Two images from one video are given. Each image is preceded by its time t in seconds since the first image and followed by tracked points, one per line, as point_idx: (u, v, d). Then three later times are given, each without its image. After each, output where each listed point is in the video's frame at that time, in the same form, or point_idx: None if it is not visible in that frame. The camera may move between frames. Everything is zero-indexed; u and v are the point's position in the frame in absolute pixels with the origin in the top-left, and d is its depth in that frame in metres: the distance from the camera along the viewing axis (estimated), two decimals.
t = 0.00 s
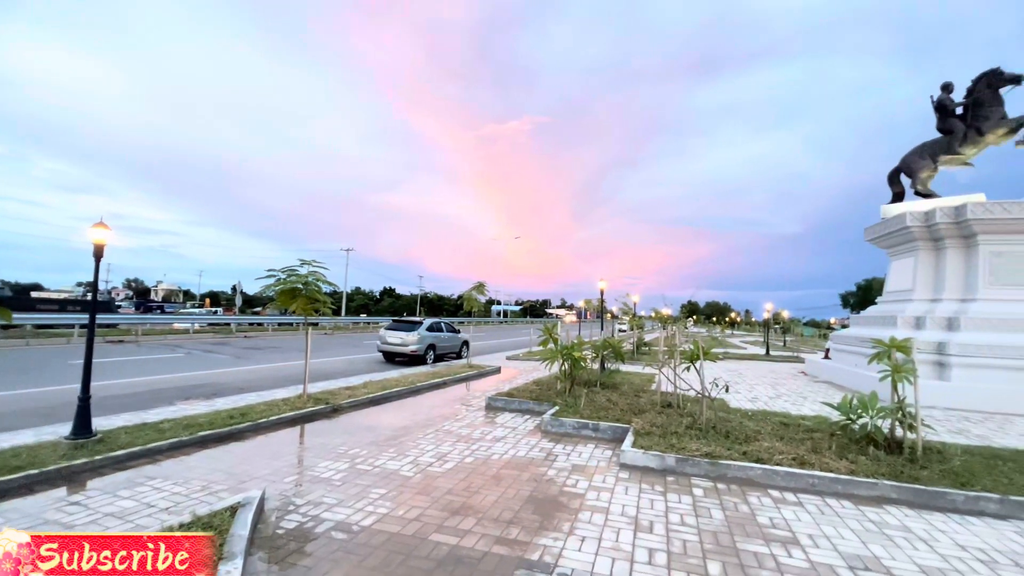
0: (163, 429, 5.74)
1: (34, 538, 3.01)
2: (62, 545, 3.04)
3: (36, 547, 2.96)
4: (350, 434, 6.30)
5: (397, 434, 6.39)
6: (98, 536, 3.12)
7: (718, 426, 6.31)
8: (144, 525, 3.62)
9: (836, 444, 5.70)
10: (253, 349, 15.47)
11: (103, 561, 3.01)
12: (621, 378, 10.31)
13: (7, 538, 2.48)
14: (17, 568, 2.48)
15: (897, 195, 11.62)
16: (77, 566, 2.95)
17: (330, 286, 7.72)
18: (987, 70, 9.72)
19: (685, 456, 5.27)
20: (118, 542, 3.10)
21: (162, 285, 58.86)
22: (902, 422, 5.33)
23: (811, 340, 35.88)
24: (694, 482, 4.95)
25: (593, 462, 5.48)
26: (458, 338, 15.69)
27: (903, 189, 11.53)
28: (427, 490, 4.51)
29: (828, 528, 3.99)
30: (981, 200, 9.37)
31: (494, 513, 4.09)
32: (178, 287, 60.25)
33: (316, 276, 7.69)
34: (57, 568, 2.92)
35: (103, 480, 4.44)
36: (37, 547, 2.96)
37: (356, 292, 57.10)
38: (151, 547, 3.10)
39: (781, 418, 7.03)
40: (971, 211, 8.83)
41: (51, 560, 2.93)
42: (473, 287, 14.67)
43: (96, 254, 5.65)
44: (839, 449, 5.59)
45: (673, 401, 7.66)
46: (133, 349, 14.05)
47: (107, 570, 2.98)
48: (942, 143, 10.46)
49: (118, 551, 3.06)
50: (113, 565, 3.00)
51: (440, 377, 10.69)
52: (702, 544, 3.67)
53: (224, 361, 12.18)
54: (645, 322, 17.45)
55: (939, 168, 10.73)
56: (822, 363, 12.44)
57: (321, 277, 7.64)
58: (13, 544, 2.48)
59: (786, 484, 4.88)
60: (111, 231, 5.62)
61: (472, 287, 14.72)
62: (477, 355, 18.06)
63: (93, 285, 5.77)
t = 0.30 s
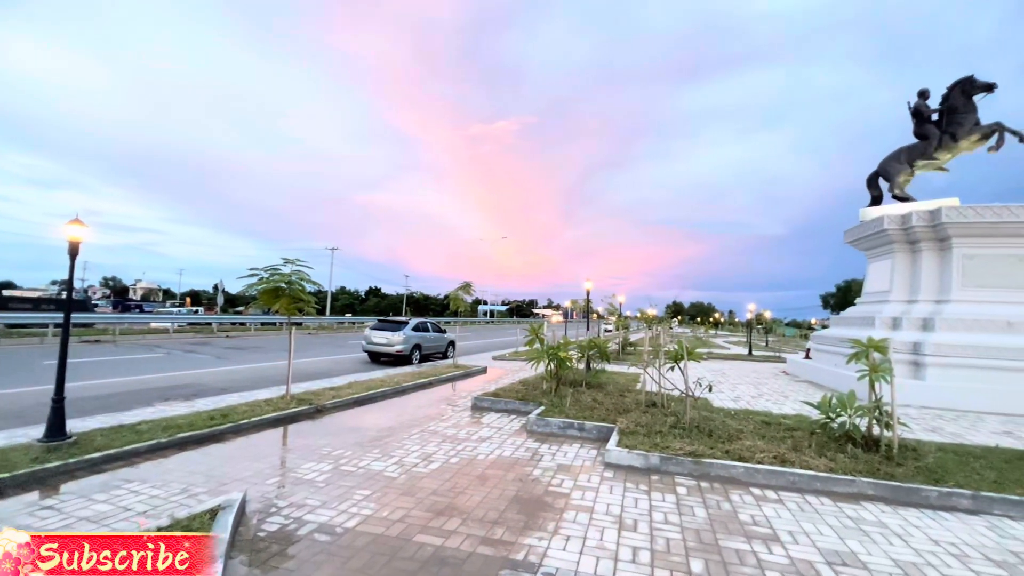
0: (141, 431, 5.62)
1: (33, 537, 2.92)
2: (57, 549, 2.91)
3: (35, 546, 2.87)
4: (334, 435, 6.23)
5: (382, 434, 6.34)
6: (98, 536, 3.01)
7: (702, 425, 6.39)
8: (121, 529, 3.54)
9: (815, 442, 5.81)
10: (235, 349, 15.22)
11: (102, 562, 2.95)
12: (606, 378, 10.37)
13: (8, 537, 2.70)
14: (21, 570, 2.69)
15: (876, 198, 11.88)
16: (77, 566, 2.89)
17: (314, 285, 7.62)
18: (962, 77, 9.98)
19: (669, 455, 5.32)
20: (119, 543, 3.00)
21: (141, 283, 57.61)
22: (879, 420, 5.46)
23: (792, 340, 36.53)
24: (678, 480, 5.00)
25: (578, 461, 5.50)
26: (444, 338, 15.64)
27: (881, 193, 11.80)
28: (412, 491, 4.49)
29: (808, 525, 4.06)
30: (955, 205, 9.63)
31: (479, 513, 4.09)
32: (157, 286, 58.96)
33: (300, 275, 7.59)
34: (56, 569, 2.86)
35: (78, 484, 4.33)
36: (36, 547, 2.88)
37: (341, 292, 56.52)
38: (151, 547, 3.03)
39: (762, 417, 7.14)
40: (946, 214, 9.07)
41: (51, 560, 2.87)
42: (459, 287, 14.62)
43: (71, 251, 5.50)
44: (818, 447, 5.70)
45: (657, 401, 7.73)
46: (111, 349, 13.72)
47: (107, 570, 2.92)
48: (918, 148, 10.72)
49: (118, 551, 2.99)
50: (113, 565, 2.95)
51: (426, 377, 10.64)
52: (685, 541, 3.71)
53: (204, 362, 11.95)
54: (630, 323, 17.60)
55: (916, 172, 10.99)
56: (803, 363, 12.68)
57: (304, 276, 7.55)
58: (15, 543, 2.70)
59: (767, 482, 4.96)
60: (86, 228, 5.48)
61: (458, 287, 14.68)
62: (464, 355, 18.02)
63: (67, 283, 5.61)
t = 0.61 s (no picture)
0: (115, 433, 5.46)
1: (34, 538, 2.98)
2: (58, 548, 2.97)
3: (35, 547, 2.94)
4: (316, 437, 6.14)
5: (365, 435, 6.27)
6: (97, 536, 3.04)
7: (685, 425, 6.45)
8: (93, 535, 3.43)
9: (796, 440, 5.90)
10: (215, 349, 14.93)
11: (103, 561, 2.99)
12: (591, 378, 10.42)
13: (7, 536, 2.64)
14: (19, 569, 2.64)
15: (855, 201, 12.13)
16: (77, 566, 2.94)
17: (296, 284, 7.51)
18: (938, 84, 10.24)
19: (653, 454, 5.36)
20: (115, 543, 3.03)
21: (118, 281, 56.22)
22: (856, 419, 5.57)
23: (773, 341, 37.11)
24: (661, 480, 5.03)
25: (563, 461, 5.51)
26: (430, 338, 15.56)
27: (860, 196, 12.04)
28: (395, 492, 4.45)
29: (788, 522, 4.12)
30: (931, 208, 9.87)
31: (463, 514, 4.06)
32: (135, 284, 57.56)
33: (281, 274, 7.47)
34: (57, 568, 2.90)
35: (48, 488, 4.19)
36: (37, 548, 2.94)
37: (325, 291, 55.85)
38: (151, 547, 3.04)
39: (744, 416, 7.24)
40: (922, 218, 9.30)
41: (51, 560, 2.92)
42: (445, 287, 14.55)
43: (42, 248, 5.33)
44: (798, 445, 5.79)
45: (641, 400, 7.78)
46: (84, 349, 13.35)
47: (107, 570, 2.96)
48: (896, 152, 10.97)
49: (118, 551, 3.01)
50: (113, 565, 2.98)
51: (411, 377, 10.56)
52: (668, 540, 3.74)
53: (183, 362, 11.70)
54: (615, 323, 17.72)
55: (893, 176, 11.25)
56: (784, 363, 12.88)
57: (286, 275, 7.43)
58: (14, 542, 2.65)
59: (748, 480, 5.02)
60: (59, 224, 5.31)
61: (444, 287, 14.61)
62: (449, 355, 17.93)
63: (38, 282, 5.44)
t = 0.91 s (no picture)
0: (91, 435, 5.33)
1: (33, 537, 2.93)
2: (57, 548, 2.92)
3: (35, 547, 2.89)
4: (300, 437, 6.06)
5: (350, 436, 6.21)
6: (97, 536, 2.99)
7: (669, 423, 6.52)
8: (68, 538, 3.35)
9: (777, 438, 6.00)
10: (196, 348, 14.65)
11: (103, 562, 2.96)
12: (577, 377, 10.46)
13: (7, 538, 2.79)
14: (20, 569, 2.75)
15: (835, 204, 12.37)
16: (77, 566, 2.90)
17: (279, 282, 7.40)
18: (915, 90, 10.49)
19: (637, 453, 5.40)
20: (116, 543, 3.00)
21: (95, 279, 54.85)
22: (836, 417, 5.69)
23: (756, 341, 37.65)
24: (646, 478, 5.07)
25: (548, 460, 5.52)
26: (416, 337, 15.46)
27: (840, 198, 12.29)
28: (380, 493, 4.41)
29: (769, 519, 4.19)
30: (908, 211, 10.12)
31: (448, 514, 4.05)
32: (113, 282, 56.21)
33: (265, 272, 7.36)
34: (57, 569, 2.87)
35: (20, 491, 4.07)
36: (36, 548, 2.90)
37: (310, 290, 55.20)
38: (151, 547, 3.01)
39: (727, 415, 7.33)
40: (900, 220, 9.52)
41: (51, 560, 2.88)
42: (431, 286, 14.48)
43: (14, 244, 5.18)
44: (780, 443, 5.88)
45: (627, 399, 7.83)
46: (59, 348, 12.99)
47: (107, 571, 2.93)
48: (875, 156, 11.21)
49: (118, 551, 2.99)
50: (114, 565, 2.95)
51: (396, 377, 10.49)
52: (652, 537, 3.77)
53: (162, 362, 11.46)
54: (601, 322, 17.81)
55: (872, 179, 11.50)
56: (767, 362, 13.07)
57: (269, 274, 7.32)
58: (15, 542, 2.79)
59: (731, 477, 5.09)
60: (32, 220, 5.17)
61: (430, 286, 14.53)
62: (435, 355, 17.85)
63: (10, 279, 5.28)
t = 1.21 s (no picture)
0: (65, 436, 5.19)
1: (33, 537, 2.82)
2: (54, 548, 2.81)
3: (35, 546, 2.78)
4: (282, 437, 5.99)
5: (333, 435, 6.14)
6: (98, 536, 2.87)
7: (653, 421, 6.58)
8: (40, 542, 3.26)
9: (759, 435, 6.10)
10: (175, 348, 14.36)
11: (103, 561, 2.85)
12: (562, 376, 10.49)
13: (6, 537, 2.64)
14: (20, 568, 2.63)
15: (816, 205, 12.60)
16: (77, 566, 2.79)
17: (262, 280, 7.28)
18: (892, 94, 10.75)
19: (622, 451, 5.45)
20: (114, 543, 2.88)
21: (70, 277, 53.46)
22: (815, 414, 5.80)
23: (739, 340, 38.21)
24: (630, 475, 5.12)
25: (534, 459, 5.53)
26: (401, 336, 15.36)
27: (820, 200, 12.53)
28: (363, 493, 4.37)
29: (750, 515, 4.26)
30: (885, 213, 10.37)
31: (433, 513, 4.03)
32: (90, 280, 54.85)
33: (246, 270, 7.24)
34: (57, 569, 2.76)
35: None
36: (36, 547, 2.79)
37: (294, 288, 54.50)
38: (151, 547, 2.89)
39: (711, 413, 7.43)
40: (878, 222, 9.74)
41: (51, 559, 2.77)
42: (417, 285, 14.39)
43: None
44: (761, 440, 5.98)
45: (612, 398, 7.88)
46: (31, 347, 12.62)
47: (107, 570, 2.82)
48: (854, 159, 11.46)
49: (118, 551, 2.86)
50: (113, 565, 2.84)
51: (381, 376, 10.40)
52: (636, 535, 3.80)
53: (140, 361, 11.21)
54: (587, 321, 17.91)
55: (851, 181, 11.74)
56: (749, 361, 13.26)
57: (252, 272, 7.21)
58: (14, 542, 2.65)
59: (714, 474, 5.15)
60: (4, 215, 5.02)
61: (416, 284, 14.44)
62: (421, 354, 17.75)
63: None
